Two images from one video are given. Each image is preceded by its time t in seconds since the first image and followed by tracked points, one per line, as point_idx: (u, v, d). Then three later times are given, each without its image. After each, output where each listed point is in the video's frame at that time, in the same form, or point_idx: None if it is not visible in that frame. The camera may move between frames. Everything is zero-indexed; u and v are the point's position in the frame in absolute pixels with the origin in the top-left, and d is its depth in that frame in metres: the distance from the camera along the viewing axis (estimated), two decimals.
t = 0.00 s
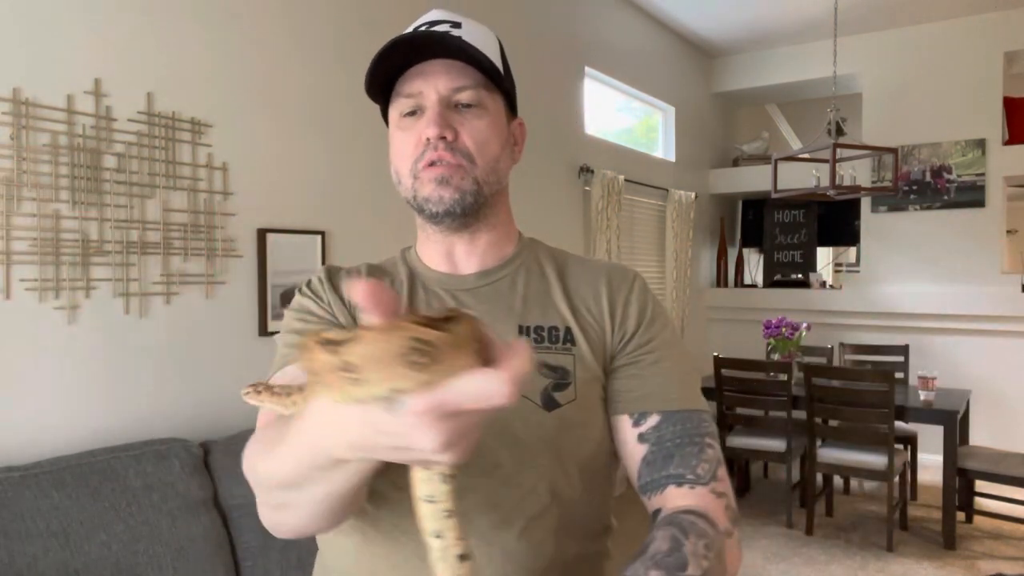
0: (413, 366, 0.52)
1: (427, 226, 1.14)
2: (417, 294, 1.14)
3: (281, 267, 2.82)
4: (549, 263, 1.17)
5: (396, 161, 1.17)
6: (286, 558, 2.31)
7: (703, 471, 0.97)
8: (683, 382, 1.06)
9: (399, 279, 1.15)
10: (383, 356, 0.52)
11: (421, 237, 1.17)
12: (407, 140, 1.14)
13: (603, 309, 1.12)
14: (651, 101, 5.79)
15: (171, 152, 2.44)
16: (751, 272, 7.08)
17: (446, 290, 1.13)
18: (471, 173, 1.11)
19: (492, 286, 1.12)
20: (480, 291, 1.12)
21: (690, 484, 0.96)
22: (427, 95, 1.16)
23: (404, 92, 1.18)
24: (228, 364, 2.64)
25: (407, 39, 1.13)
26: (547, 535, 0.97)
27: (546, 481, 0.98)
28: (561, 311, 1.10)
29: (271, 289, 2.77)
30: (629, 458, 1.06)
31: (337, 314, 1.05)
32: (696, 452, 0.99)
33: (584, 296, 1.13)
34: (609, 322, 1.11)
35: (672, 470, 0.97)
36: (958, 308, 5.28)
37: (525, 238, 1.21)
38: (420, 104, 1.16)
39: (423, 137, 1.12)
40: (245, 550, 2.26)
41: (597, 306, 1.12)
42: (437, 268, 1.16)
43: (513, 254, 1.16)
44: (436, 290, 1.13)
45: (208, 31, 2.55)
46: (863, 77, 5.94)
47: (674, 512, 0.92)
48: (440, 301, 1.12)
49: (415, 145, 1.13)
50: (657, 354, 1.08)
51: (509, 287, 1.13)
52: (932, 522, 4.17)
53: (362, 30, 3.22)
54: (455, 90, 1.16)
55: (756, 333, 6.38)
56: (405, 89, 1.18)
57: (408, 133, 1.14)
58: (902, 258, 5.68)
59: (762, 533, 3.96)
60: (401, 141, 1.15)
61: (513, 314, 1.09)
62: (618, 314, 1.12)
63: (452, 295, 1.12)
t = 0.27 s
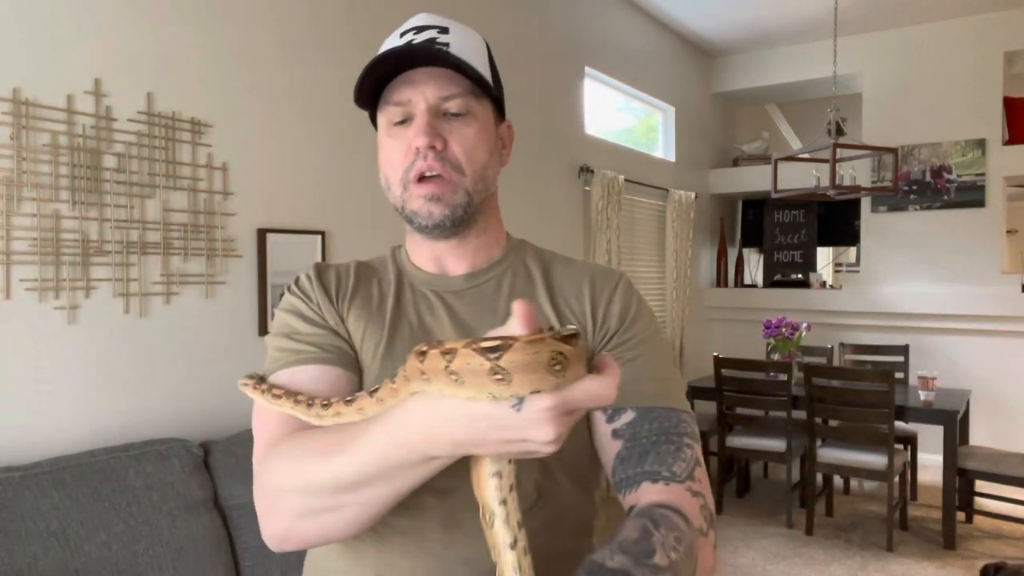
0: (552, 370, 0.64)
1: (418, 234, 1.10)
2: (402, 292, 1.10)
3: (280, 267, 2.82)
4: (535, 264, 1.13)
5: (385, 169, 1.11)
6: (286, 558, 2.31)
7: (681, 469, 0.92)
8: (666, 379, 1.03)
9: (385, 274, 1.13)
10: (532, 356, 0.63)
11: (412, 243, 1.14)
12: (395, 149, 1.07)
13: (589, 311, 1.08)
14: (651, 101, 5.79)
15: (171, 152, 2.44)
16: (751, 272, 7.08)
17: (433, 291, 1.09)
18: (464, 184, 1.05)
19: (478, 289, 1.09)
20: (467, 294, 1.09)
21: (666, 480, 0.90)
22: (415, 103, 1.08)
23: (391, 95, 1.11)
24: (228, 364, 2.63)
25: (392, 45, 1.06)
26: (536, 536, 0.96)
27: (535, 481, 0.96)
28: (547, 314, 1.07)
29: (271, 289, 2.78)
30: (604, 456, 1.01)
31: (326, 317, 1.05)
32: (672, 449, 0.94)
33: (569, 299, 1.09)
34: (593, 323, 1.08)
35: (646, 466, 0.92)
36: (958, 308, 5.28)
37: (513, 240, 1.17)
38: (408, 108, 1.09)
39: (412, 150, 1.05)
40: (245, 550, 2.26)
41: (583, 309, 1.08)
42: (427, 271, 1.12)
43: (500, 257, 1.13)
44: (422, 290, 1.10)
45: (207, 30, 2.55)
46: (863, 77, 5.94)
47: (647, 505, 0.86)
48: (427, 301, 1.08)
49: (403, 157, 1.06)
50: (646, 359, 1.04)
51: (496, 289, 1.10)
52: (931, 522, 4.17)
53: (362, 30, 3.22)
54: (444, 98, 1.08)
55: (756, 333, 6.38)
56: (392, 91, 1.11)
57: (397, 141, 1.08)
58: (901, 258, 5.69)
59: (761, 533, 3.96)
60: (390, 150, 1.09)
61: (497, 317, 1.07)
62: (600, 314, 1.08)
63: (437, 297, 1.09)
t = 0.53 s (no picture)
0: (565, 357, 0.70)
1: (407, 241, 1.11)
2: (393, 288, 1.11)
3: (280, 266, 2.82)
4: (526, 261, 1.14)
5: (373, 177, 1.10)
6: (286, 559, 2.30)
7: (673, 457, 0.90)
8: (655, 371, 1.02)
9: (376, 267, 1.14)
10: (548, 341, 0.70)
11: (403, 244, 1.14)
12: (382, 161, 1.06)
13: (579, 306, 1.08)
14: (651, 101, 5.79)
15: (171, 152, 2.44)
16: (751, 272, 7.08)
17: (423, 286, 1.10)
18: (451, 197, 1.05)
19: (468, 285, 1.10)
20: (456, 289, 1.10)
21: (660, 466, 0.89)
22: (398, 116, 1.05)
23: (376, 104, 1.07)
24: (227, 364, 2.63)
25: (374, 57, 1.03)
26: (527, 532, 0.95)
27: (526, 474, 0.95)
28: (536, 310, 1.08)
29: (271, 289, 2.78)
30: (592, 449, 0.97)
31: (317, 310, 1.06)
32: (665, 435, 0.92)
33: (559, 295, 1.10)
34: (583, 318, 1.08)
35: (638, 454, 0.90)
36: (958, 308, 5.28)
37: (504, 238, 1.17)
38: (393, 119, 1.06)
39: (398, 166, 1.04)
40: (245, 550, 2.26)
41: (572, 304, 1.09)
42: (418, 267, 1.12)
43: (491, 254, 1.13)
44: (413, 286, 1.11)
45: (207, 30, 2.55)
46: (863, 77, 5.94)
47: (642, 485, 0.85)
48: (416, 297, 1.09)
49: (389, 172, 1.05)
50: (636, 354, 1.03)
51: (486, 285, 1.10)
52: (932, 522, 4.16)
53: (362, 31, 3.22)
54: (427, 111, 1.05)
55: (756, 333, 6.38)
56: (377, 99, 1.08)
57: (383, 153, 1.06)
58: (901, 259, 5.69)
59: (761, 533, 3.96)
60: (377, 160, 1.08)
61: (486, 311, 1.08)
62: (589, 310, 1.09)
63: (427, 293, 1.10)
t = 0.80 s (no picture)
0: (570, 361, 0.72)
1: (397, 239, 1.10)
2: (388, 288, 1.11)
3: (280, 266, 2.82)
4: (520, 262, 1.15)
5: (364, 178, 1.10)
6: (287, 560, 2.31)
7: (677, 450, 0.88)
8: (648, 371, 1.02)
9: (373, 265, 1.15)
10: (553, 347, 0.72)
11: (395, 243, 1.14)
12: (370, 162, 1.06)
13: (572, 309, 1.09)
14: (651, 101, 5.79)
15: (171, 152, 2.44)
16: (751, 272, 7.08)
17: (418, 287, 1.11)
18: (442, 195, 1.05)
19: (463, 286, 1.11)
20: (451, 291, 1.10)
21: (665, 458, 0.86)
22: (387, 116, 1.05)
23: (366, 106, 1.07)
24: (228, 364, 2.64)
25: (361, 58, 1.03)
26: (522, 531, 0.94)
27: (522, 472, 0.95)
28: (530, 311, 1.08)
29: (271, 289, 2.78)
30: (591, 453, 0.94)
31: (313, 310, 1.06)
32: (667, 430, 0.91)
33: (553, 296, 1.11)
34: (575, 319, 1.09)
35: (640, 449, 0.88)
36: (958, 308, 5.28)
37: (499, 241, 1.18)
38: (381, 117, 1.06)
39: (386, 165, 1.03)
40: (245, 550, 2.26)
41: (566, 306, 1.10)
42: (413, 269, 1.13)
43: (486, 257, 1.14)
44: (408, 287, 1.11)
45: (208, 30, 2.55)
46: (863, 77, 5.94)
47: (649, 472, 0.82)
48: (411, 298, 1.09)
49: (378, 171, 1.05)
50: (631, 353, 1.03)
51: (481, 287, 1.11)
52: (931, 522, 4.16)
53: (362, 31, 3.22)
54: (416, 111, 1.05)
55: (756, 333, 6.37)
56: (366, 99, 1.08)
57: (372, 153, 1.06)
58: (901, 259, 5.69)
59: (761, 533, 3.96)
60: (366, 160, 1.08)
61: (479, 311, 1.08)
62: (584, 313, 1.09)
63: (421, 293, 1.10)
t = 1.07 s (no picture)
0: (576, 374, 0.80)
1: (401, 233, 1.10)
2: (390, 289, 1.09)
3: (280, 266, 2.82)
4: (522, 263, 1.12)
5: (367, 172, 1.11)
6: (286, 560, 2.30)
7: (687, 442, 0.89)
8: (653, 374, 1.00)
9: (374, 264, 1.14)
10: (559, 361, 0.80)
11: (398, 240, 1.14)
12: (376, 155, 1.07)
13: (575, 310, 1.07)
14: (651, 101, 5.79)
15: (171, 152, 2.44)
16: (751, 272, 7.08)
17: (419, 288, 1.09)
18: (446, 186, 1.05)
19: (464, 286, 1.09)
20: (453, 292, 1.08)
21: (675, 449, 0.87)
22: (395, 109, 1.07)
23: (374, 101, 1.10)
24: (228, 365, 2.63)
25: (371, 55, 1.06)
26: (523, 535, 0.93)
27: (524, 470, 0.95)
28: (532, 312, 1.05)
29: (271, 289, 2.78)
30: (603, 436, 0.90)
31: (314, 311, 1.04)
32: (677, 424, 0.92)
33: (556, 297, 1.08)
34: (579, 320, 1.06)
35: (651, 439, 0.88)
36: (958, 308, 5.28)
37: (501, 243, 1.16)
38: (389, 114, 1.08)
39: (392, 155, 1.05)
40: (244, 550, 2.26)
41: (569, 307, 1.07)
42: (415, 267, 1.11)
43: (488, 258, 1.12)
44: (409, 287, 1.09)
45: (208, 30, 2.55)
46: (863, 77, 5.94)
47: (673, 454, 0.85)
48: (412, 298, 1.07)
49: (384, 162, 1.06)
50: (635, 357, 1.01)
51: (483, 287, 1.09)
52: (931, 522, 4.17)
53: (362, 31, 3.22)
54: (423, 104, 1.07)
55: (756, 333, 6.38)
56: (375, 95, 1.10)
57: (378, 146, 1.08)
58: (901, 259, 5.69)
59: (761, 533, 3.96)
60: (371, 153, 1.09)
61: (479, 312, 1.06)
62: (586, 314, 1.07)
63: (422, 293, 1.08)
